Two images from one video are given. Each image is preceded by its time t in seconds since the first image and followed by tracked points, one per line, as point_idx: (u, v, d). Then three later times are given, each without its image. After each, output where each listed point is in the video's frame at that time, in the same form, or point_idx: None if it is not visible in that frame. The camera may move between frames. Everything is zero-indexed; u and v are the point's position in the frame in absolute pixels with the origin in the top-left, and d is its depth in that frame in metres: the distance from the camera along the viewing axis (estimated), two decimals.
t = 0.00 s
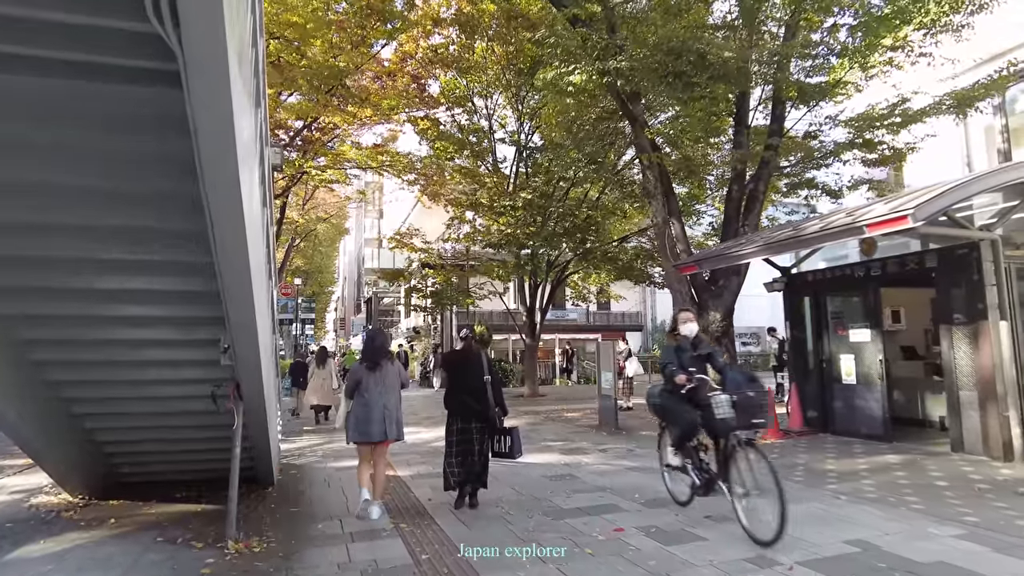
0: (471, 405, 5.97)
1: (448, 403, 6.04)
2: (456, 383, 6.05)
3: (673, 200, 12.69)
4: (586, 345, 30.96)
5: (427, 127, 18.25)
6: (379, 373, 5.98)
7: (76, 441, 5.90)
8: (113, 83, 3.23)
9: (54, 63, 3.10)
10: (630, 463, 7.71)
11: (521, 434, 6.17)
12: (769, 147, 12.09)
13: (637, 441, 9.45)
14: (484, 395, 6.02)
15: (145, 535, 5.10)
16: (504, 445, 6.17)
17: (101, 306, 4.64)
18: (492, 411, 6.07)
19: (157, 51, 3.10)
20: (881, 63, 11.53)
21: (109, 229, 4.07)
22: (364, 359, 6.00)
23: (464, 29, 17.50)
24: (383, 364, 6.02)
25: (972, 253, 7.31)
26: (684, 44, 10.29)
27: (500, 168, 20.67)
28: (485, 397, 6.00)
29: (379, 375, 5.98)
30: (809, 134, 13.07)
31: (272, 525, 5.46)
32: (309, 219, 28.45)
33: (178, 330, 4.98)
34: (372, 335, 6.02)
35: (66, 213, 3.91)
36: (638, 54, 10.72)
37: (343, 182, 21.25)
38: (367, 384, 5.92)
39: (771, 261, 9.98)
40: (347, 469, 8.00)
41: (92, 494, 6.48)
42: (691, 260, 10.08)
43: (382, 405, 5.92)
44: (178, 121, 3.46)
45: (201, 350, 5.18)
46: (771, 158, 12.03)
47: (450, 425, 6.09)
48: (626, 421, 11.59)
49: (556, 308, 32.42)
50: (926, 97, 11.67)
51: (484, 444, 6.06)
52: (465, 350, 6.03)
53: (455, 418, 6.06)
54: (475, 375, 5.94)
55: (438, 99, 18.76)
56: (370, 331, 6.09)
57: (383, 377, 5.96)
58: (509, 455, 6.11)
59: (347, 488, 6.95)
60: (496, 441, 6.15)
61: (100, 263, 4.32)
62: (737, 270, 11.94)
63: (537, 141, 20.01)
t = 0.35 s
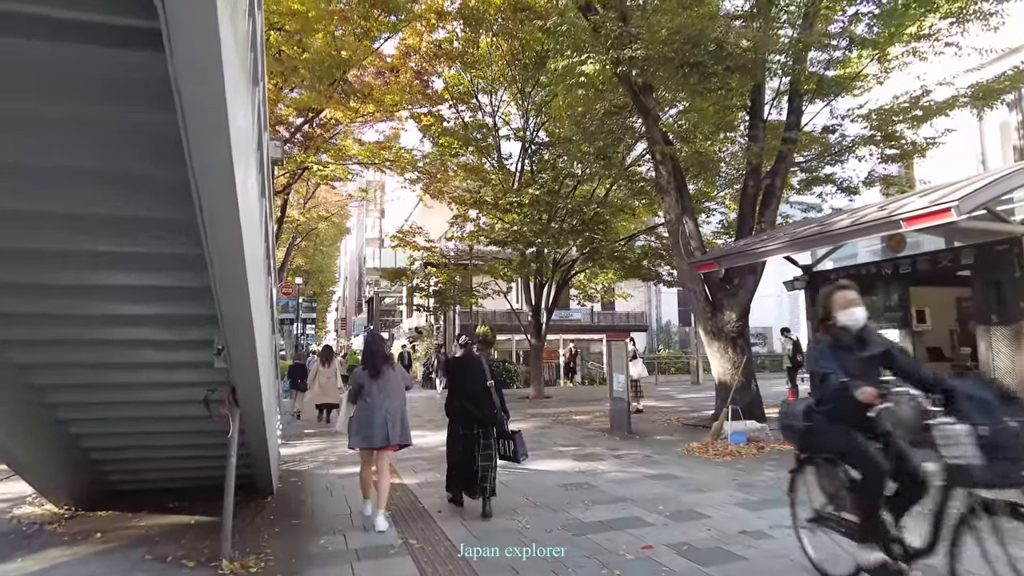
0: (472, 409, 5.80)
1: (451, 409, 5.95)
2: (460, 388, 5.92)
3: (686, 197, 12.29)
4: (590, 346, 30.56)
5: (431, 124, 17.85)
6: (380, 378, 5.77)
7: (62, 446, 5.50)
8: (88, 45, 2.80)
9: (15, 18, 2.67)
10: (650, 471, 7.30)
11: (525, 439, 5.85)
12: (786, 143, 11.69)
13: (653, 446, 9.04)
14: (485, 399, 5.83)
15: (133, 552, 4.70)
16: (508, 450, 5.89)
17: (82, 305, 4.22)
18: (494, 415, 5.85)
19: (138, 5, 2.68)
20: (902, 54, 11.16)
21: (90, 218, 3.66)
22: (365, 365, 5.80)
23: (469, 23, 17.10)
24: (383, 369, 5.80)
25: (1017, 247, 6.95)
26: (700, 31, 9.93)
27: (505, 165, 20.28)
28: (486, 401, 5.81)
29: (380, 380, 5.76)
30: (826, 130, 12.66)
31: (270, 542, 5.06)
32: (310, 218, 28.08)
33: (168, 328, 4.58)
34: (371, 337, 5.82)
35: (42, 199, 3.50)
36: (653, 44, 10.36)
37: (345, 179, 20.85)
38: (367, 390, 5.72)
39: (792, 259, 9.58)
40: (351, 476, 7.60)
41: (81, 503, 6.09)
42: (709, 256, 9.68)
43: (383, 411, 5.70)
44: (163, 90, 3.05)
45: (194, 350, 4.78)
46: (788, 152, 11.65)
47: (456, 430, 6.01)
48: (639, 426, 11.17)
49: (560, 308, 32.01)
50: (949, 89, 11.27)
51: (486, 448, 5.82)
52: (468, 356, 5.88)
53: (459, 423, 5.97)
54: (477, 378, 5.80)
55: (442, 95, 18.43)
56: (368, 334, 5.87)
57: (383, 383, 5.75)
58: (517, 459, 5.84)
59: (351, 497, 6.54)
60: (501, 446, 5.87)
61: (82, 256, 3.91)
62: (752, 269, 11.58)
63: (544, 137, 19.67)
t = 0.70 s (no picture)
0: (463, 402, 5.76)
1: (442, 401, 5.82)
2: (451, 383, 5.83)
3: (696, 188, 11.87)
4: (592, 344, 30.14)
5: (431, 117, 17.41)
6: (375, 368, 6.00)
7: (33, 450, 5.05)
8: None
9: None
10: (665, 475, 6.87)
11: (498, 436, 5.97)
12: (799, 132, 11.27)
13: (666, 447, 8.61)
14: (475, 393, 5.79)
15: (104, 568, 4.26)
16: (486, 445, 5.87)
17: (43, 295, 3.77)
18: (483, 409, 5.83)
19: None
20: (920, 39, 10.75)
21: (43, 194, 3.20)
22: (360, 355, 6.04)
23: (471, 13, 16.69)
24: (377, 360, 6.05)
25: None
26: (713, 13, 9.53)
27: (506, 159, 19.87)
28: (477, 395, 5.79)
29: (374, 370, 5.99)
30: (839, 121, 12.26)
31: (258, 555, 4.63)
32: (309, 214, 27.64)
33: (145, 321, 4.14)
34: (365, 331, 6.02)
35: None
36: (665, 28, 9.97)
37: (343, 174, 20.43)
38: (361, 379, 5.96)
39: (807, 251, 9.17)
40: (347, 480, 7.17)
41: (58, 510, 5.65)
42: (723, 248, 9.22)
43: (374, 401, 5.94)
44: (115, 40, 2.58)
45: (173, 344, 4.34)
46: (802, 141, 11.23)
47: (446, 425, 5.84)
48: (648, 425, 10.77)
49: (562, 306, 31.59)
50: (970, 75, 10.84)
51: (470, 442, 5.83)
52: (457, 349, 5.93)
53: (449, 417, 5.82)
54: (469, 374, 5.80)
55: (442, 87, 18.01)
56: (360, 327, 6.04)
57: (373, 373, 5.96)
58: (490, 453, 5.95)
59: (348, 503, 6.11)
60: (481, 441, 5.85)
61: (37, 240, 3.45)
62: (765, 262, 11.26)
63: (546, 131, 19.26)
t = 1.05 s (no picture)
0: (458, 408, 5.51)
1: (435, 406, 5.55)
2: (447, 389, 5.57)
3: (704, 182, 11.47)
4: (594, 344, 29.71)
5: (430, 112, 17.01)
6: (372, 372, 5.66)
7: None
8: None
9: None
10: (679, 483, 6.47)
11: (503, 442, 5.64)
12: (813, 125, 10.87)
13: (677, 453, 8.21)
14: (471, 399, 5.54)
15: None
16: (485, 453, 5.56)
17: None
18: (478, 416, 5.56)
19: None
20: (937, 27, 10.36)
21: None
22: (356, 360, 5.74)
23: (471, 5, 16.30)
24: (374, 364, 5.72)
25: None
26: None
27: (507, 155, 19.47)
28: (473, 401, 5.55)
29: (371, 375, 5.65)
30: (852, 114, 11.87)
31: None
32: (306, 212, 27.21)
33: (120, 323, 3.71)
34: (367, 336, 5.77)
35: None
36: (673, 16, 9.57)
37: (341, 171, 20.02)
38: (359, 384, 5.62)
39: (824, 246, 8.77)
40: (341, 489, 6.76)
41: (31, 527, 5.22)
42: (737, 244, 8.78)
43: (372, 406, 5.58)
44: None
45: (142, 347, 3.90)
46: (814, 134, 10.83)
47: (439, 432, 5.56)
48: (656, 429, 10.37)
49: (563, 305, 31.16)
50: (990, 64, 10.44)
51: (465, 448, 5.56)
52: (451, 354, 5.69)
53: (442, 424, 5.56)
54: (464, 378, 5.53)
55: (441, 82, 17.61)
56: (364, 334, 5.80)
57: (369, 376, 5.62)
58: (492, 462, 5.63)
59: (341, 517, 5.70)
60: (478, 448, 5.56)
61: None
62: (777, 259, 10.86)
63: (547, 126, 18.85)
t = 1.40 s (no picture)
0: (457, 407, 5.52)
1: (431, 405, 5.55)
2: (445, 389, 5.54)
3: (715, 175, 11.07)
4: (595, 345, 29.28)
5: (430, 106, 16.61)
6: (372, 371, 5.54)
7: None
8: None
9: None
10: (697, 492, 6.07)
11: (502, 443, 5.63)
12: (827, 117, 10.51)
13: (690, 458, 7.82)
14: (470, 398, 5.57)
15: None
16: (490, 451, 5.57)
17: None
18: (477, 414, 5.59)
19: None
20: (958, 12, 9.97)
21: None
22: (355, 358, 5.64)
23: None
24: (374, 362, 5.60)
25: None
26: None
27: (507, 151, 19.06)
28: (471, 400, 5.58)
29: (370, 373, 5.53)
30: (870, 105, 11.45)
31: None
32: (302, 210, 26.76)
33: (90, 318, 3.26)
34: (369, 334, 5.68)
35: None
36: None
37: (338, 168, 19.62)
38: (358, 382, 5.50)
39: (842, 241, 8.39)
40: (336, 498, 6.34)
41: None
42: (752, 239, 8.36)
43: (371, 406, 5.44)
44: None
45: (108, 347, 3.46)
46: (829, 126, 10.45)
47: (437, 431, 5.55)
48: (665, 433, 9.98)
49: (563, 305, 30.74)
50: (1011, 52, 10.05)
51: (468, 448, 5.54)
52: (446, 352, 5.67)
53: (439, 423, 5.54)
54: (461, 375, 5.54)
55: (441, 77, 17.24)
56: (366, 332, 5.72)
57: (368, 375, 5.50)
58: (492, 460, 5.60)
59: (336, 529, 5.29)
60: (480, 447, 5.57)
61: None
62: (790, 256, 10.48)
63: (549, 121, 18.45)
